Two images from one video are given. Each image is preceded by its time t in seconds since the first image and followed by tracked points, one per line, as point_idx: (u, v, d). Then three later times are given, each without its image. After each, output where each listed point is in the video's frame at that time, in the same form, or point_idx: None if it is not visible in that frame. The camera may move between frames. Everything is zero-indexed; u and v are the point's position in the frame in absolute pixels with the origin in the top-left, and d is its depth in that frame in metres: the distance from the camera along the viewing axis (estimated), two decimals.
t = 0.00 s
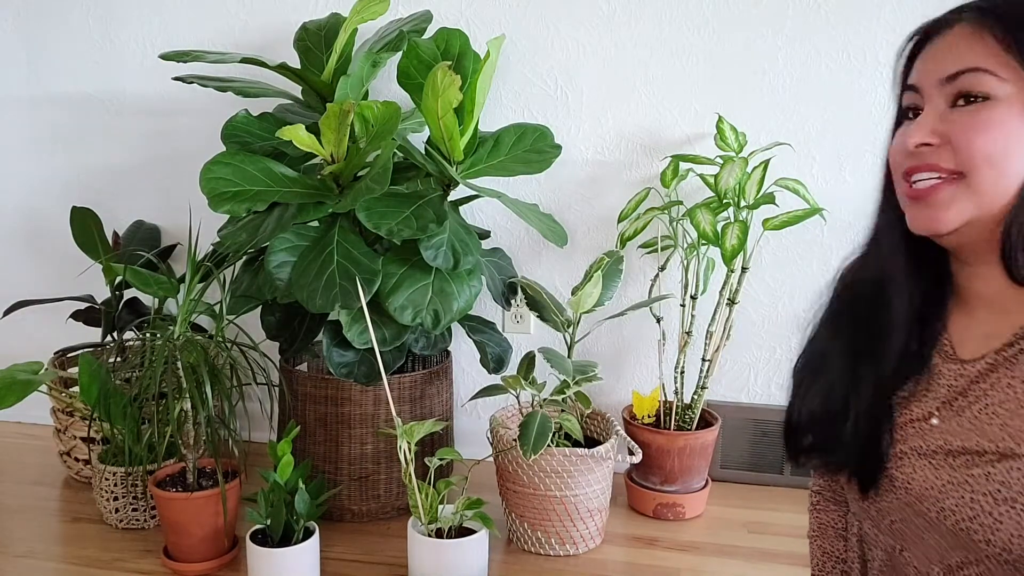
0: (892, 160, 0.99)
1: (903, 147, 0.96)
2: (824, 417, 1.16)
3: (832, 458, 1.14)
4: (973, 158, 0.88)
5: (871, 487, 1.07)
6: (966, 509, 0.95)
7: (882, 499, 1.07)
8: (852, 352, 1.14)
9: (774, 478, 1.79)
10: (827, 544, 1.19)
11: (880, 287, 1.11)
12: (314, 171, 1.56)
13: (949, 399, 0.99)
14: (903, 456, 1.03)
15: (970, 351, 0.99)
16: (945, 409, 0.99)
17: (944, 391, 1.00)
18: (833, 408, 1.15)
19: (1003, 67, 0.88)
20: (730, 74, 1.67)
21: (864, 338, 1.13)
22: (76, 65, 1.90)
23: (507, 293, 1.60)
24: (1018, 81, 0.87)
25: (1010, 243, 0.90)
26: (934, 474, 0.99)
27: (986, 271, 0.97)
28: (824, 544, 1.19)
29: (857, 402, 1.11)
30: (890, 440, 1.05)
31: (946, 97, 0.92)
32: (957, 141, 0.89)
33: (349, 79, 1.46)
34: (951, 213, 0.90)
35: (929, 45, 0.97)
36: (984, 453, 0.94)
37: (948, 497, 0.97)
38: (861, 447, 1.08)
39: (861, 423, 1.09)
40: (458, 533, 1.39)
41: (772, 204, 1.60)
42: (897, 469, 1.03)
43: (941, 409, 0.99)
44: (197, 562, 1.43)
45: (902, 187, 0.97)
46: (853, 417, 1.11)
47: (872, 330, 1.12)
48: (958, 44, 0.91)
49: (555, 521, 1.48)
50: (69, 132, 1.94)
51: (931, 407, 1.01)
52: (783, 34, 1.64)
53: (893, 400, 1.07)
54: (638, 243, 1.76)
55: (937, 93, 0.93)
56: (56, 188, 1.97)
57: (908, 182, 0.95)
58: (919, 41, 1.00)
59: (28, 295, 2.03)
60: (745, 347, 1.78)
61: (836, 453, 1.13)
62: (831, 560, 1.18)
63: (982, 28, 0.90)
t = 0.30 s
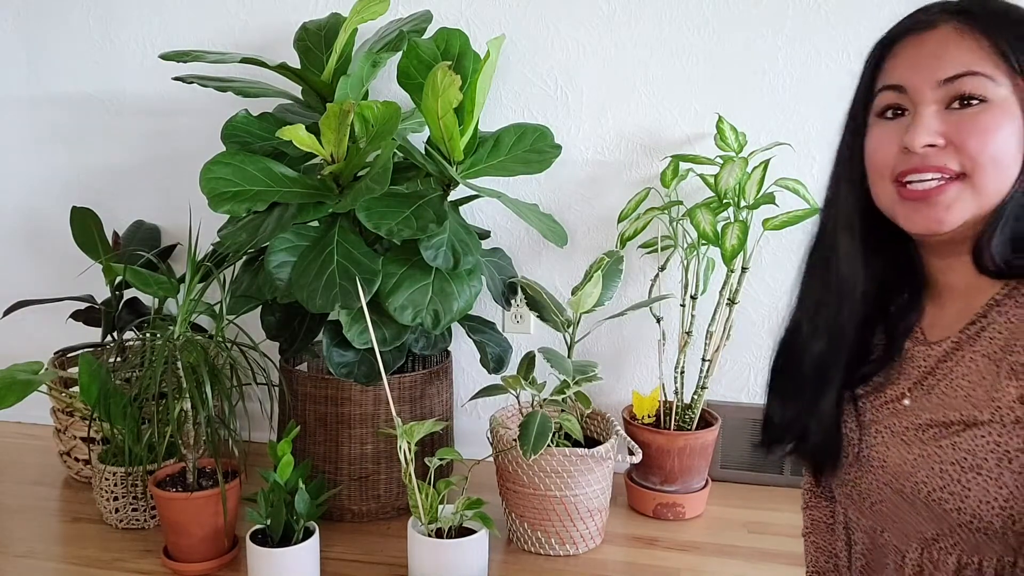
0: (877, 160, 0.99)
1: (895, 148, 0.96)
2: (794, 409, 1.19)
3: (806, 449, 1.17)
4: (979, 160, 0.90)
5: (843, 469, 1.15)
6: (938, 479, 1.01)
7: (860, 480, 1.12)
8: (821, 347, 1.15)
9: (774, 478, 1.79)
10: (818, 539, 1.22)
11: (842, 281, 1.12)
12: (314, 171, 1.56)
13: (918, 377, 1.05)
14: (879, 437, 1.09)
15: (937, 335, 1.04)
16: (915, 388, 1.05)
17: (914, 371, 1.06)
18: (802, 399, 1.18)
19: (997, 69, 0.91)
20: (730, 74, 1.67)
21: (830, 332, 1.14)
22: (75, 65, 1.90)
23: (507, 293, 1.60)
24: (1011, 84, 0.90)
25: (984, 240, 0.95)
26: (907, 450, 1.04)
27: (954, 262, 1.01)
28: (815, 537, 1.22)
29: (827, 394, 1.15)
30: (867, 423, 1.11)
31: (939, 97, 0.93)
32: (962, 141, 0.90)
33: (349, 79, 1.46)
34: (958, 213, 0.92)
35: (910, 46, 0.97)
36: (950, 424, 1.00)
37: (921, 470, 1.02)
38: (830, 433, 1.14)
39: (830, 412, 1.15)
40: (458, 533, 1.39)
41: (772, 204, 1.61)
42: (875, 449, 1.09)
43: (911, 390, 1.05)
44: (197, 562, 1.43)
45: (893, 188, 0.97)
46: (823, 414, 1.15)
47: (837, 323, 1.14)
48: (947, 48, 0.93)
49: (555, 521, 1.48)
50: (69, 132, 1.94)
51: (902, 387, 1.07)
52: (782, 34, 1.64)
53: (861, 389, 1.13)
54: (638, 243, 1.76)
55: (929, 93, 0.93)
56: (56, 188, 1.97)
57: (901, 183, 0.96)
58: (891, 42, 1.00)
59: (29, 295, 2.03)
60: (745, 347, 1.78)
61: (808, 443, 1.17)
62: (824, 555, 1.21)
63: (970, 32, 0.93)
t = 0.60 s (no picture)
0: (872, 173, 0.99)
1: (892, 161, 0.97)
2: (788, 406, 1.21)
3: (802, 444, 1.19)
4: (977, 173, 0.92)
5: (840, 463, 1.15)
6: (930, 458, 1.00)
7: (854, 468, 1.12)
8: (817, 346, 1.16)
9: (775, 479, 1.78)
10: (817, 538, 1.22)
11: (836, 279, 1.14)
12: (313, 170, 1.55)
13: (909, 364, 1.06)
14: (871, 424, 1.09)
15: (928, 323, 1.07)
16: (907, 375, 1.06)
17: (905, 359, 1.07)
18: (797, 397, 1.19)
19: (988, 83, 0.93)
20: (730, 74, 1.67)
21: (823, 331, 1.15)
22: (74, 65, 1.89)
23: (507, 293, 1.59)
24: (1002, 97, 0.93)
25: (975, 244, 0.98)
26: (898, 433, 1.04)
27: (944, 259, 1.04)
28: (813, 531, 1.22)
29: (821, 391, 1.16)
30: (858, 414, 1.12)
31: (935, 111, 0.94)
32: (961, 156, 0.92)
33: (349, 78, 1.45)
34: (957, 225, 0.94)
35: (901, 59, 0.97)
36: (939, 404, 1.01)
37: (913, 451, 1.02)
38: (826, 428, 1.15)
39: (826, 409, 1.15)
40: (458, 534, 1.39)
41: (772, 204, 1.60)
42: (867, 437, 1.09)
43: (901, 378, 1.07)
44: (195, 563, 1.42)
45: (891, 200, 0.98)
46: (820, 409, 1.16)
47: (830, 321, 1.15)
48: (941, 62, 0.94)
49: (555, 522, 1.47)
50: (68, 132, 1.93)
51: (894, 376, 1.08)
52: (783, 33, 1.63)
53: (856, 381, 1.14)
54: (638, 243, 1.75)
55: (924, 107, 0.94)
56: (55, 188, 1.96)
57: (899, 195, 0.97)
58: (879, 54, 1.00)
59: (28, 296, 2.03)
60: (746, 347, 1.78)
61: (804, 439, 1.18)
62: (820, 552, 1.22)
63: (960, 46, 0.94)
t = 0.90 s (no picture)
0: (876, 176, 0.99)
1: (896, 165, 0.96)
2: (792, 408, 1.20)
3: (806, 445, 1.18)
4: (980, 176, 0.91)
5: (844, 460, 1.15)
6: (935, 450, 1.00)
7: (859, 463, 1.12)
8: (820, 347, 1.15)
9: (776, 479, 1.77)
10: (819, 536, 1.22)
11: (838, 279, 1.14)
12: (313, 170, 1.55)
13: (913, 358, 1.06)
14: (874, 418, 1.08)
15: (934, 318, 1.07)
16: (911, 369, 1.06)
17: (909, 353, 1.07)
18: (801, 398, 1.19)
19: (992, 87, 0.92)
20: (731, 73, 1.66)
21: (826, 332, 1.15)
22: (74, 65, 1.89)
23: (507, 293, 1.59)
24: (1005, 102, 0.92)
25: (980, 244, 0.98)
26: (903, 426, 1.04)
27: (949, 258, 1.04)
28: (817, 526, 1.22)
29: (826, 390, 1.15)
30: (859, 410, 1.11)
31: (938, 116, 0.94)
32: (965, 160, 0.91)
33: (348, 78, 1.45)
34: (961, 228, 0.94)
35: (905, 63, 0.97)
36: (944, 397, 1.00)
37: (918, 443, 1.02)
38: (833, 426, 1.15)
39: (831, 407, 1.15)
40: (458, 535, 1.38)
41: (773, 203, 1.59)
42: (871, 432, 1.09)
43: (906, 374, 1.06)
44: (195, 564, 1.42)
45: (895, 203, 0.98)
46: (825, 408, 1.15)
47: (833, 322, 1.15)
48: (944, 67, 0.94)
49: (555, 522, 1.46)
50: (68, 132, 1.93)
51: (898, 372, 1.08)
52: (784, 33, 1.63)
53: (858, 377, 1.13)
54: (639, 242, 1.75)
55: (928, 112, 0.94)
56: (54, 188, 1.96)
57: (903, 198, 0.97)
58: (882, 58, 1.00)
59: (27, 296, 2.02)
60: (746, 347, 1.77)
61: (809, 439, 1.17)
62: (823, 550, 1.21)
63: (964, 51, 0.94)
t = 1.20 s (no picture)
0: (879, 174, 1.00)
1: (898, 162, 0.97)
2: (797, 408, 1.20)
3: (809, 445, 1.18)
4: (981, 175, 0.91)
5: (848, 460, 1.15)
6: (942, 454, 1.00)
7: (863, 464, 1.12)
8: (826, 347, 1.15)
9: (776, 479, 1.77)
10: (820, 536, 1.21)
11: (843, 279, 1.14)
12: (313, 170, 1.55)
13: (919, 360, 1.06)
14: (879, 419, 1.08)
15: (940, 318, 1.08)
16: (916, 371, 1.06)
17: (916, 355, 1.07)
18: (806, 398, 1.19)
19: (996, 87, 0.92)
20: (731, 73, 1.66)
21: (832, 333, 1.15)
22: (74, 65, 1.89)
23: (507, 293, 1.59)
24: (1009, 102, 0.92)
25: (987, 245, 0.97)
26: (909, 429, 1.04)
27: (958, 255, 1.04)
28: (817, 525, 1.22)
29: (831, 390, 1.15)
30: (865, 410, 1.11)
31: (941, 114, 0.94)
32: (966, 159, 0.91)
33: (349, 78, 1.45)
34: (962, 227, 0.93)
35: (910, 61, 0.97)
36: (951, 400, 1.01)
37: (924, 445, 1.02)
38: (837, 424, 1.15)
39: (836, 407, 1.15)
40: (458, 535, 1.38)
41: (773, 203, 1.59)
42: (875, 434, 1.09)
43: (911, 376, 1.06)
44: (195, 564, 1.42)
45: (896, 201, 0.98)
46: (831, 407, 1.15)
47: (838, 322, 1.15)
48: (948, 65, 0.94)
49: (555, 522, 1.46)
50: (68, 132, 1.93)
51: (903, 374, 1.08)
52: (784, 33, 1.63)
53: (863, 378, 1.14)
54: (639, 243, 1.75)
55: (931, 110, 0.94)
56: (54, 188, 1.96)
57: (904, 196, 0.97)
58: (889, 55, 1.00)
59: (27, 296, 2.02)
60: (746, 347, 1.77)
61: (813, 439, 1.17)
62: (824, 551, 1.21)
63: (970, 49, 0.93)
